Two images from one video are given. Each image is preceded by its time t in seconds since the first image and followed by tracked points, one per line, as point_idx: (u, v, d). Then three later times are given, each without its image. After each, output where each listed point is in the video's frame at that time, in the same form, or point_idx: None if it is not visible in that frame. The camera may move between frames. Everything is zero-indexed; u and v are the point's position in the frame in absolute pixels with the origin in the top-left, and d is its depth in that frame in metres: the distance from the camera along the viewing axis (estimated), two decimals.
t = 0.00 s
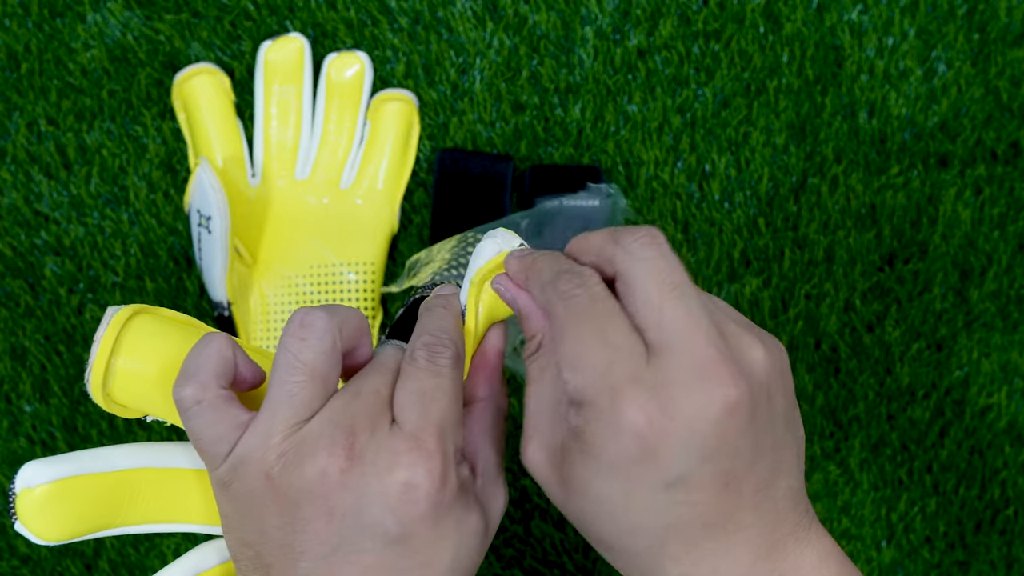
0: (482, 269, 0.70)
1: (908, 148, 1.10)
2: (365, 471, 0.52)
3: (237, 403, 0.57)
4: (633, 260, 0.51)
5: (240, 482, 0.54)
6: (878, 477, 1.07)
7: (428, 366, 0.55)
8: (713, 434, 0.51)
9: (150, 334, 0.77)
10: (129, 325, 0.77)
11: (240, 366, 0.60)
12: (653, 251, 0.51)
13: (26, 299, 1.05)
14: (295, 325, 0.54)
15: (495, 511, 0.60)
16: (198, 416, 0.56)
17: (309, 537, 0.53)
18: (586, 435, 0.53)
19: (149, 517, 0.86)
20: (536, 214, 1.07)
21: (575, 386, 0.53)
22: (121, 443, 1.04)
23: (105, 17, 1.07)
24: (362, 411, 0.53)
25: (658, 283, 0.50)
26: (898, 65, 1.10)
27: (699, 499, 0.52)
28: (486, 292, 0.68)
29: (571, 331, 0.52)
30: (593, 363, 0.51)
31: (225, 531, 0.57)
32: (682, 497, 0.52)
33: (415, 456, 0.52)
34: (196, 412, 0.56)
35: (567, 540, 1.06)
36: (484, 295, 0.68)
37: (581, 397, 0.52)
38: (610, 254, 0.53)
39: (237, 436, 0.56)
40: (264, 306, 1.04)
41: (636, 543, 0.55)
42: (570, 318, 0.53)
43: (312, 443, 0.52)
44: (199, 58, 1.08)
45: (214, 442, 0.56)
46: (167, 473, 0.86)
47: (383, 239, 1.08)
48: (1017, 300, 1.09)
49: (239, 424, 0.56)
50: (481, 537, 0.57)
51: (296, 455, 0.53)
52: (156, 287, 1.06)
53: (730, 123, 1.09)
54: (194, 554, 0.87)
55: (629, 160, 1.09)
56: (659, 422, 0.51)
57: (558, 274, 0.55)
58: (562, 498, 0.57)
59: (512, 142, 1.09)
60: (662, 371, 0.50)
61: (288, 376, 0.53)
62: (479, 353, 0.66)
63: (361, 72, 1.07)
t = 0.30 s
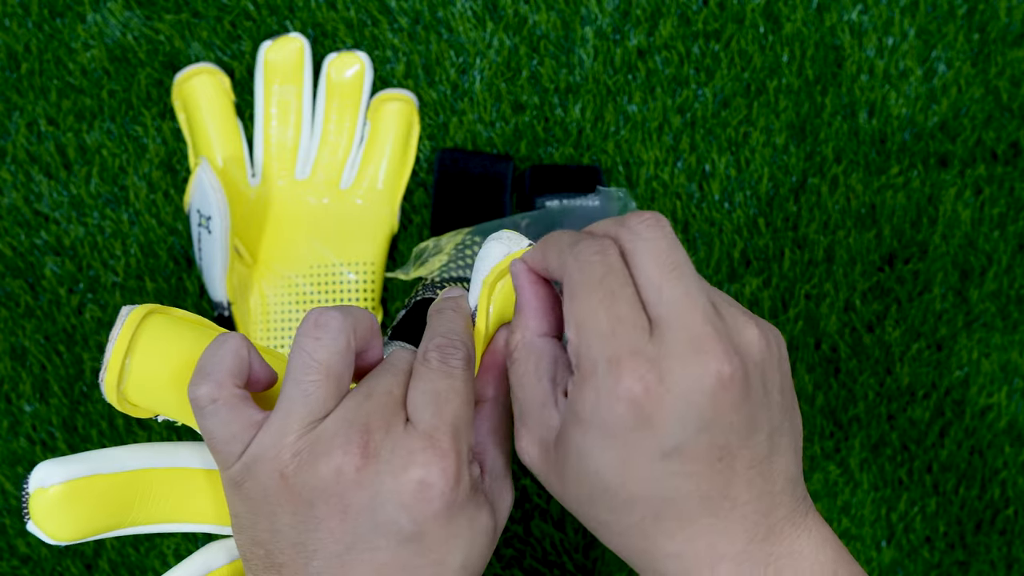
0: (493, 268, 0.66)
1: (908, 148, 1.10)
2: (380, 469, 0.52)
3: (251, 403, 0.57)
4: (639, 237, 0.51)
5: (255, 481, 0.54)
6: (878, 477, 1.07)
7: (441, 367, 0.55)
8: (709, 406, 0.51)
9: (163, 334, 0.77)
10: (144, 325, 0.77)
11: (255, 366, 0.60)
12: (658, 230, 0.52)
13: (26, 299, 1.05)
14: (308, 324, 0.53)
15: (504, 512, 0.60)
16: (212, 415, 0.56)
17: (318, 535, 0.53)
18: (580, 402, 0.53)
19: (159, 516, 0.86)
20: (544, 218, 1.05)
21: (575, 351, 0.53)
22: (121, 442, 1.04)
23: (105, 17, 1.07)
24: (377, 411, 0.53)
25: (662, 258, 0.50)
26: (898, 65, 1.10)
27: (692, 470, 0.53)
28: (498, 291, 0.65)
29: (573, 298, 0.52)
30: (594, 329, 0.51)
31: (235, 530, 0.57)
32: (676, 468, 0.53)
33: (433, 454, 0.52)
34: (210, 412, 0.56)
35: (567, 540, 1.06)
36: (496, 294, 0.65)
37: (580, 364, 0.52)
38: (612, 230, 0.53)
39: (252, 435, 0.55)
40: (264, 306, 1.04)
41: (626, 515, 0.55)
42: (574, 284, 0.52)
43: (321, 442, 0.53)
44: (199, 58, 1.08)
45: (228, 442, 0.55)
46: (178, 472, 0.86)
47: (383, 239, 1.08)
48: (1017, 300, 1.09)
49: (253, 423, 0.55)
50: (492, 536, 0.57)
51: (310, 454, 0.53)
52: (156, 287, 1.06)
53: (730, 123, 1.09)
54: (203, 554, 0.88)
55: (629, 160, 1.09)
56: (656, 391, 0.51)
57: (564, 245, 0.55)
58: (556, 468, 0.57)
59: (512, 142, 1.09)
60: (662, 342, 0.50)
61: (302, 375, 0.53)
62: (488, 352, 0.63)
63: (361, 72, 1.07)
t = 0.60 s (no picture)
0: (479, 282, 0.63)
1: (908, 148, 1.10)
2: (356, 469, 0.52)
3: (236, 407, 0.57)
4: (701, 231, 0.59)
5: (237, 484, 0.54)
6: (878, 477, 1.07)
7: (419, 369, 0.55)
8: (776, 384, 0.57)
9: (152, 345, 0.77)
10: (133, 336, 0.77)
11: (241, 375, 0.61)
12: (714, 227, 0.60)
13: (26, 299, 1.05)
14: (291, 331, 0.55)
15: (490, 517, 0.59)
16: (197, 418, 0.56)
17: (309, 536, 0.53)
18: (654, 374, 0.57)
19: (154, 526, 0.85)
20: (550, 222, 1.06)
21: (650, 321, 0.58)
22: (121, 443, 1.04)
23: (105, 18, 1.07)
24: (354, 412, 0.53)
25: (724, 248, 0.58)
26: (898, 65, 1.10)
27: (752, 446, 0.57)
28: (478, 310, 0.62)
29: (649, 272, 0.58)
30: (674, 303, 0.57)
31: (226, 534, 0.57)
32: (741, 443, 0.57)
33: (404, 453, 0.53)
34: (195, 415, 0.56)
35: (567, 540, 1.06)
36: (477, 312, 0.62)
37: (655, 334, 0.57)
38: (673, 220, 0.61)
39: (235, 438, 0.56)
40: (264, 306, 1.04)
41: (683, 492, 0.58)
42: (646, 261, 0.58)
43: (307, 442, 0.53)
44: (199, 58, 1.08)
45: (212, 445, 0.56)
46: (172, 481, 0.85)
47: (383, 239, 1.07)
48: (1017, 300, 1.09)
49: (236, 426, 0.56)
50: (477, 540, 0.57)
51: (290, 455, 0.53)
52: (156, 287, 1.06)
53: (730, 123, 1.09)
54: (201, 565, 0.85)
55: (629, 160, 1.09)
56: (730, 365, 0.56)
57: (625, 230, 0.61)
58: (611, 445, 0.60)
59: (512, 142, 1.09)
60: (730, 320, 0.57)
61: (284, 379, 0.54)
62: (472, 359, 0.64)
63: (361, 72, 1.06)
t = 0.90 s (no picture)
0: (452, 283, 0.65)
1: (908, 148, 1.10)
2: (317, 462, 0.52)
3: (212, 401, 0.58)
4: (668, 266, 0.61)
5: (211, 475, 0.55)
6: (878, 477, 1.07)
7: (388, 363, 0.56)
8: (796, 392, 0.60)
9: (131, 344, 0.87)
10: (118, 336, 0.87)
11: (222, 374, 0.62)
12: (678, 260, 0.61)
13: (26, 299, 1.05)
14: (263, 327, 0.55)
15: (473, 520, 0.59)
16: (174, 411, 0.58)
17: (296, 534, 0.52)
18: (705, 416, 0.57)
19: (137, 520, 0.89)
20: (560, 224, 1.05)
21: (679, 370, 0.57)
22: (120, 442, 1.04)
23: (105, 17, 1.07)
24: (323, 406, 0.53)
25: (699, 277, 0.60)
26: (898, 65, 1.10)
27: (790, 454, 0.60)
28: (458, 308, 0.63)
29: (652, 330, 0.57)
30: (695, 351, 0.57)
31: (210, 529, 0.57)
32: (783, 455, 0.60)
33: (364, 444, 0.52)
34: (172, 407, 0.58)
35: (567, 540, 1.06)
36: (457, 310, 0.63)
37: (688, 380, 0.57)
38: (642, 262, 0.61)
39: (211, 432, 0.56)
40: (264, 306, 1.04)
41: (740, 515, 0.60)
42: (647, 322, 0.57)
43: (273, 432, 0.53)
44: (199, 58, 1.08)
45: (190, 438, 0.57)
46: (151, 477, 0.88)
47: (383, 239, 1.07)
48: (1017, 300, 1.09)
49: (212, 419, 0.57)
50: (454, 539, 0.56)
51: (257, 447, 0.53)
52: (157, 287, 1.06)
53: (730, 123, 1.09)
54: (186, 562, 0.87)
55: (629, 160, 1.09)
56: (767, 390, 0.58)
57: (592, 297, 0.60)
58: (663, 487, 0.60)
59: (512, 142, 1.09)
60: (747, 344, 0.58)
61: (254, 373, 0.54)
62: (455, 358, 0.64)
63: (361, 72, 1.06)
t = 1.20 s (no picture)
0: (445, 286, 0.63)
1: (908, 148, 1.10)
2: (302, 471, 0.52)
3: (199, 406, 0.58)
4: (683, 253, 0.64)
5: (199, 482, 0.55)
6: (878, 477, 1.07)
7: (376, 366, 0.55)
8: (809, 378, 0.60)
9: (112, 355, 0.86)
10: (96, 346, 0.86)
11: (207, 378, 0.63)
12: (694, 245, 0.64)
13: (26, 299, 1.05)
14: (247, 331, 0.56)
15: (465, 530, 0.58)
16: (161, 417, 0.58)
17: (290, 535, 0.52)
18: (710, 393, 0.57)
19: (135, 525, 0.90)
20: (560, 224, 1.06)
21: (685, 354, 0.58)
22: (120, 443, 1.04)
23: (105, 17, 1.07)
24: (309, 412, 0.53)
25: (712, 259, 0.63)
26: (898, 65, 1.10)
27: (801, 441, 0.60)
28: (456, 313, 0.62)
29: (655, 318, 0.57)
30: (699, 334, 0.57)
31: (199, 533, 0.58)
32: (794, 442, 0.59)
33: (349, 453, 0.52)
34: (160, 413, 0.58)
35: (567, 540, 1.06)
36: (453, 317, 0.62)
37: (695, 362, 0.58)
38: (654, 245, 0.66)
39: (198, 438, 0.57)
40: (264, 306, 1.04)
41: (750, 500, 0.59)
42: (649, 308, 0.58)
43: (261, 438, 0.53)
44: (199, 58, 1.08)
45: (177, 443, 0.57)
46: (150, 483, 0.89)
47: (383, 239, 1.07)
48: (1017, 300, 1.09)
49: (199, 424, 0.57)
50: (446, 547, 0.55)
51: (244, 454, 0.53)
52: (156, 287, 1.06)
53: (730, 123, 1.09)
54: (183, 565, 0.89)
55: (629, 160, 1.09)
56: (776, 373, 0.57)
57: (593, 293, 0.61)
58: (670, 471, 0.59)
59: (512, 142, 1.09)
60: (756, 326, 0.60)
61: (239, 378, 0.55)
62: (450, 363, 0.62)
63: (361, 72, 1.06)
